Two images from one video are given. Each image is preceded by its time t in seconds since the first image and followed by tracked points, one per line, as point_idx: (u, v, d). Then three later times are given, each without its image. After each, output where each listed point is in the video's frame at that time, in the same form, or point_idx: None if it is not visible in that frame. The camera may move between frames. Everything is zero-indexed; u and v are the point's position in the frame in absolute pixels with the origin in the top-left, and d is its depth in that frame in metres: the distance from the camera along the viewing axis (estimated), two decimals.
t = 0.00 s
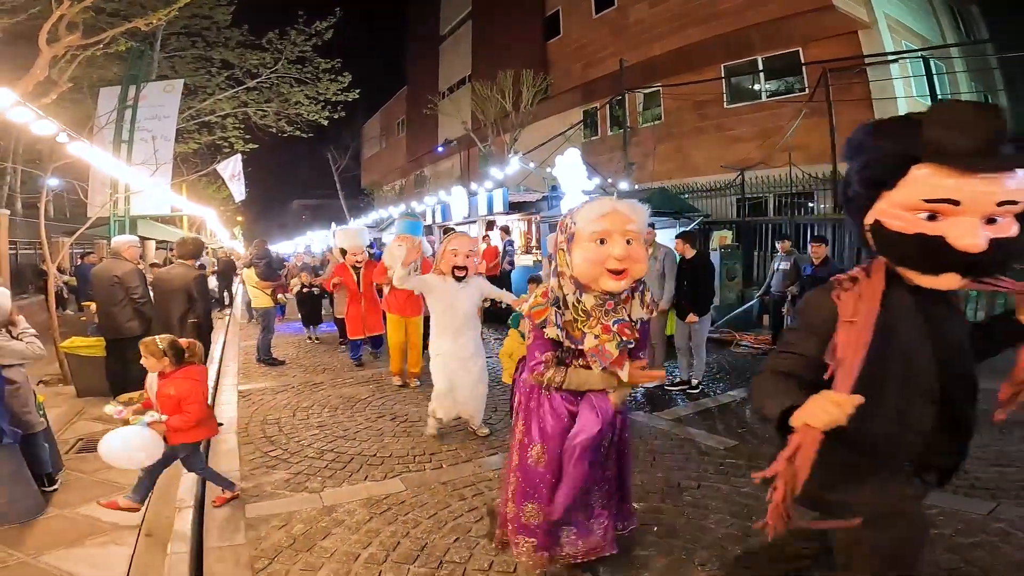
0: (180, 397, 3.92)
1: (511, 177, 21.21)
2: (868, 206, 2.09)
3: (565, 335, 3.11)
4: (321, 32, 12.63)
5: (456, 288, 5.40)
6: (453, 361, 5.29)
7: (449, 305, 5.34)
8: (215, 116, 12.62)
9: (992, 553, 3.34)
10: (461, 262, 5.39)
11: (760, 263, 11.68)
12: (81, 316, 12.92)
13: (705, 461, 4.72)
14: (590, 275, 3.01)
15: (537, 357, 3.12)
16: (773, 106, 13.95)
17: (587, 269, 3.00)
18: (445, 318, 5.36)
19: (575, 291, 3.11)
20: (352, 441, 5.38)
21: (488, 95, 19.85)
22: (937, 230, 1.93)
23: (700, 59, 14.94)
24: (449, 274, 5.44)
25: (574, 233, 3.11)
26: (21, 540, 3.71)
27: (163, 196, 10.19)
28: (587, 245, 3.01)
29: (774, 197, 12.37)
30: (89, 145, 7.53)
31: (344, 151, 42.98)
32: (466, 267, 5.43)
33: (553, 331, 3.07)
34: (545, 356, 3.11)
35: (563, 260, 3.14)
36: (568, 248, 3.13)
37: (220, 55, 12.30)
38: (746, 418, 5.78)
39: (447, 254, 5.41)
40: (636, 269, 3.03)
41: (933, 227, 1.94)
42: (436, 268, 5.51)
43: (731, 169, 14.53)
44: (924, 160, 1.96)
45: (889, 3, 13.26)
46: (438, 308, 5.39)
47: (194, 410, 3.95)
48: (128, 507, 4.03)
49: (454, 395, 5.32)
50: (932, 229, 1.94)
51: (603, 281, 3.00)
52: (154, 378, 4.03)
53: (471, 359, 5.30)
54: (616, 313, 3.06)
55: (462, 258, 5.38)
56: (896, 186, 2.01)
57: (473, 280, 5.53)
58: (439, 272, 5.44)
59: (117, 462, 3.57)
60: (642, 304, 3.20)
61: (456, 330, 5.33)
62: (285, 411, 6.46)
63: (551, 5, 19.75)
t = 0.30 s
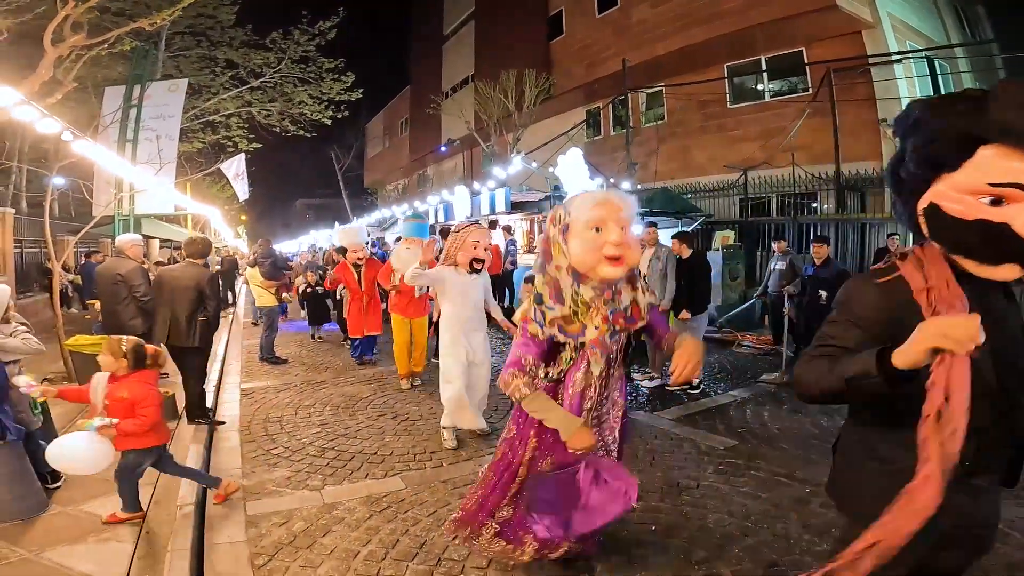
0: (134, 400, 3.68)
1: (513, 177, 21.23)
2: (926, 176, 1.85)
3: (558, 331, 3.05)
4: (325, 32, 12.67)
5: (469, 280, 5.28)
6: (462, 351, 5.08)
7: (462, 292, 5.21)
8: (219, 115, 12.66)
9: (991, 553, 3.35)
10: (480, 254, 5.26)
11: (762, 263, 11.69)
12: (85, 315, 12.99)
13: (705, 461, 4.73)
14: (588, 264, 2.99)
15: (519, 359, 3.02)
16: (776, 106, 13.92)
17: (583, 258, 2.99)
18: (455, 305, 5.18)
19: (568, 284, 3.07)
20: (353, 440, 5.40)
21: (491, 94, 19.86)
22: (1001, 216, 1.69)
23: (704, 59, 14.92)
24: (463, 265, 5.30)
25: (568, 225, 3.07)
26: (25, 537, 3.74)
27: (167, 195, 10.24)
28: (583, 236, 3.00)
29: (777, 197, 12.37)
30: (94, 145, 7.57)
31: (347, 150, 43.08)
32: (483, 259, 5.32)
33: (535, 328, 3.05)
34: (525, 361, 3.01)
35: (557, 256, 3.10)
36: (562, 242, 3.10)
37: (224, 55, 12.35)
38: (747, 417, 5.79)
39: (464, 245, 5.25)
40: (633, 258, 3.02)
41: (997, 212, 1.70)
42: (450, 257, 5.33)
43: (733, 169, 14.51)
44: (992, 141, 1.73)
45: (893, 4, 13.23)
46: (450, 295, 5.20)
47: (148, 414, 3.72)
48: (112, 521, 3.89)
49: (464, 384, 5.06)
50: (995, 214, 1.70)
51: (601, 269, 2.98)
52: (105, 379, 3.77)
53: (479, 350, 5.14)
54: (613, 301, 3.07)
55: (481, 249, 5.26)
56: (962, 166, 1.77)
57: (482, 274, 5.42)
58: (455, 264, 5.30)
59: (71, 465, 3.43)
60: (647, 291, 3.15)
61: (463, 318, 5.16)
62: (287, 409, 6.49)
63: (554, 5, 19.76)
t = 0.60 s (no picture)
0: (97, 397, 3.72)
1: (512, 176, 21.28)
2: (950, 183, 1.53)
3: (573, 312, 3.09)
4: (324, 32, 12.71)
5: (465, 277, 5.21)
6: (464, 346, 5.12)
7: (463, 291, 5.18)
8: (219, 115, 12.71)
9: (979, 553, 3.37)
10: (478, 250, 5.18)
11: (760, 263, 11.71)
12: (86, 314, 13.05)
13: (698, 460, 4.76)
14: (603, 252, 3.07)
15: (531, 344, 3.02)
16: (775, 106, 13.93)
17: (597, 245, 3.07)
18: (459, 306, 5.17)
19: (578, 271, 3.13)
20: (350, 438, 5.43)
21: (490, 94, 19.88)
22: None
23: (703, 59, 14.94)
24: (460, 262, 5.21)
25: (581, 213, 3.11)
26: (21, 534, 3.77)
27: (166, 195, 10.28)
28: (599, 226, 3.06)
29: (775, 197, 12.40)
30: (92, 145, 7.61)
31: (348, 150, 43.21)
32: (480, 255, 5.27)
33: (549, 312, 3.07)
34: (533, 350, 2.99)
35: (571, 245, 3.14)
36: (570, 232, 3.14)
37: (224, 55, 12.40)
38: (741, 417, 5.83)
39: (460, 242, 5.15)
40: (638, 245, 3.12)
41: None
42: (445, 254, 5.21)
43: (732, 169, 14.52)
44: None
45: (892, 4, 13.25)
46: (451, 294, 5.14)
47: (111, 412, 3.76)
48: (108, 518, 3.93)
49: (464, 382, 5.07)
50: None
51: (613, 257, 3.09)
52: (71, 377, 3.81)
53: (478, 348, 5.15)
54: (616, 286, 3.22)
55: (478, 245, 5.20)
56: (1000, 173, 1.44)
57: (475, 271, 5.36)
58: (452, 262, 5.19)
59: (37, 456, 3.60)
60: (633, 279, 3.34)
61: (464, 318, 5.14)
62: (285, 408, 6.52)
63: (554, 5, 19.78)
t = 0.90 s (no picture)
0: (89, 394, 3.74)
1: (513, 176, 21.30)
2: None
3: (615, 306, 2.42)
4: (325, 32, 12.74)
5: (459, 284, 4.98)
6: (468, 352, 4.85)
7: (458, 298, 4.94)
8: (220, 115, 12.75)
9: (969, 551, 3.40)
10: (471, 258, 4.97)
11: (759, 263, 11.74)
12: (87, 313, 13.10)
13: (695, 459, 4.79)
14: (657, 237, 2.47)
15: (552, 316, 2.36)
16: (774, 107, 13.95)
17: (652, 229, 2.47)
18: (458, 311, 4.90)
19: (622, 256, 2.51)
20: (349, 437, 5.46)
21: (491, 95, 19.92)
22: None
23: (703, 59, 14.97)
24: (450, 271, 4.96)
25: (635, 189, 2.48)
26: (22, 531, 3.80)
27: (167, 195, 10.31)
28: (655, 210, 2.46)
29: (774, 197, 12.43)
30: (94, 145, 7.64)
31: (349, 150, 43.27)
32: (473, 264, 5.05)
33: (589, 303, 2.38)
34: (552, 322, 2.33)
35: (622, 226, 2.49)
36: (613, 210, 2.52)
37: (225, 55, 12.44)
38: (739, 417, 5.85)
39: (450, 250, 4.94)
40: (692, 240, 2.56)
41: None
42: (435, 264, 4.93)
43: (732, 169, 14.55)
44: None
45: (892, 5, 13.26)
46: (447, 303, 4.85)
47: (103, 408, 3.77)
48: (110, 515, 3.96)
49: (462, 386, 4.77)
50: None
51: (666, 246, 2.50)
52: (64, 374, 3.86)
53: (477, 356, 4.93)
54: (661, 281, 2.65)
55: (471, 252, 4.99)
56: None
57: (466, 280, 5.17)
58: (443, 270, 4.92)
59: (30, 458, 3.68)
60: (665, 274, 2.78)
61: (459, 322, 4.86)
62: (284, 407, 6.55)
63: (554, 5, 19.81)
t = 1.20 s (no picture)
0: (100, 391, 3.81)
1: (515, 177, 21.35)
2: None
3: (688, 338, 2.04)
4: (329, 34, 12.81)
5: (453, 290, 4.79)
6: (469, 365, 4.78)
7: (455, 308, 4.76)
8: (225, 116, 12.83)
9: (968, 551, 3.42)
10: (463, 260, 4.73)
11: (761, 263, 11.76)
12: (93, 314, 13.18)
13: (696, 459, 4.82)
14: (720, 263, 2.05)
15: (632, 369, 1.92)
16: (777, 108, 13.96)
17: (712, 251, 2.05)
18: (459, 323, 4.76)
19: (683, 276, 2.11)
20: (352, 437, 5.50)
21: (494, 96, 19.98)
22: None
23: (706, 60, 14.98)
24: (443, 272, 4.79)
25: (698, 207, 2.10)
26: (30, 529, 3.85)
27: (172, 195, 10.38)
28: (719, 227, 2.04)
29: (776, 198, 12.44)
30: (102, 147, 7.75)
31: (352, 151, 43.42)
32: (466, 265, 4.80)
33: (670, 332, 1.98)
34: (650, 375, 1.91)
35: (681, 248, 2.12)
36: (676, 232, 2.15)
37: (230, 56, 12.52)
38: (740, 417, 5.88)
39: (444, 251, 4.73)
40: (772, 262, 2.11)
41: None
42: (427, 262, 4.78)
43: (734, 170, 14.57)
44: None
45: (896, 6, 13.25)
46: (440, 314, 4.72)
47: (113, 405, 3.84)
48: (116, 513, 4.00)
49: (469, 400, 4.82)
50: None
51: (734, 269, 2.06)
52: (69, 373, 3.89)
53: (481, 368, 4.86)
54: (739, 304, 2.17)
55: (463, 253, 4.74)
56: None
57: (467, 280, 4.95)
58: (435, 272, 4.77)
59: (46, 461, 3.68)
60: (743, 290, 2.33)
61: (460, 336, 4.74)
62: (288, 407, 6.60)
63: (557, 6, 19.85)
